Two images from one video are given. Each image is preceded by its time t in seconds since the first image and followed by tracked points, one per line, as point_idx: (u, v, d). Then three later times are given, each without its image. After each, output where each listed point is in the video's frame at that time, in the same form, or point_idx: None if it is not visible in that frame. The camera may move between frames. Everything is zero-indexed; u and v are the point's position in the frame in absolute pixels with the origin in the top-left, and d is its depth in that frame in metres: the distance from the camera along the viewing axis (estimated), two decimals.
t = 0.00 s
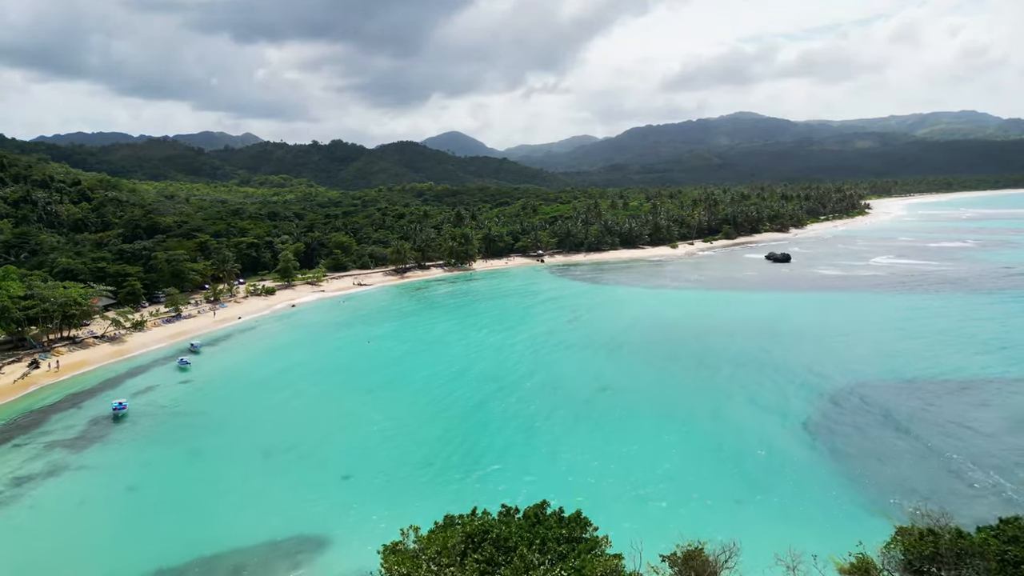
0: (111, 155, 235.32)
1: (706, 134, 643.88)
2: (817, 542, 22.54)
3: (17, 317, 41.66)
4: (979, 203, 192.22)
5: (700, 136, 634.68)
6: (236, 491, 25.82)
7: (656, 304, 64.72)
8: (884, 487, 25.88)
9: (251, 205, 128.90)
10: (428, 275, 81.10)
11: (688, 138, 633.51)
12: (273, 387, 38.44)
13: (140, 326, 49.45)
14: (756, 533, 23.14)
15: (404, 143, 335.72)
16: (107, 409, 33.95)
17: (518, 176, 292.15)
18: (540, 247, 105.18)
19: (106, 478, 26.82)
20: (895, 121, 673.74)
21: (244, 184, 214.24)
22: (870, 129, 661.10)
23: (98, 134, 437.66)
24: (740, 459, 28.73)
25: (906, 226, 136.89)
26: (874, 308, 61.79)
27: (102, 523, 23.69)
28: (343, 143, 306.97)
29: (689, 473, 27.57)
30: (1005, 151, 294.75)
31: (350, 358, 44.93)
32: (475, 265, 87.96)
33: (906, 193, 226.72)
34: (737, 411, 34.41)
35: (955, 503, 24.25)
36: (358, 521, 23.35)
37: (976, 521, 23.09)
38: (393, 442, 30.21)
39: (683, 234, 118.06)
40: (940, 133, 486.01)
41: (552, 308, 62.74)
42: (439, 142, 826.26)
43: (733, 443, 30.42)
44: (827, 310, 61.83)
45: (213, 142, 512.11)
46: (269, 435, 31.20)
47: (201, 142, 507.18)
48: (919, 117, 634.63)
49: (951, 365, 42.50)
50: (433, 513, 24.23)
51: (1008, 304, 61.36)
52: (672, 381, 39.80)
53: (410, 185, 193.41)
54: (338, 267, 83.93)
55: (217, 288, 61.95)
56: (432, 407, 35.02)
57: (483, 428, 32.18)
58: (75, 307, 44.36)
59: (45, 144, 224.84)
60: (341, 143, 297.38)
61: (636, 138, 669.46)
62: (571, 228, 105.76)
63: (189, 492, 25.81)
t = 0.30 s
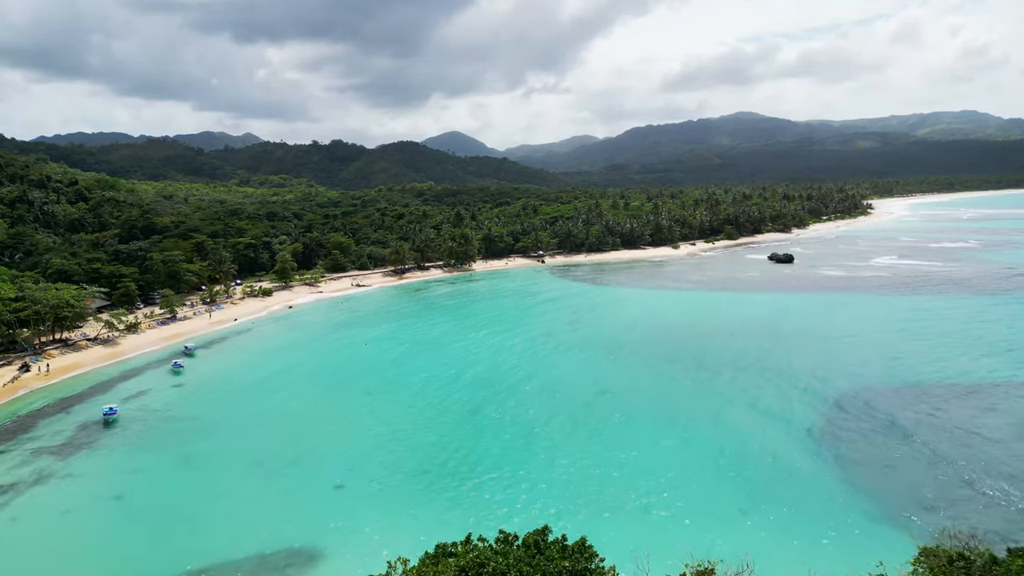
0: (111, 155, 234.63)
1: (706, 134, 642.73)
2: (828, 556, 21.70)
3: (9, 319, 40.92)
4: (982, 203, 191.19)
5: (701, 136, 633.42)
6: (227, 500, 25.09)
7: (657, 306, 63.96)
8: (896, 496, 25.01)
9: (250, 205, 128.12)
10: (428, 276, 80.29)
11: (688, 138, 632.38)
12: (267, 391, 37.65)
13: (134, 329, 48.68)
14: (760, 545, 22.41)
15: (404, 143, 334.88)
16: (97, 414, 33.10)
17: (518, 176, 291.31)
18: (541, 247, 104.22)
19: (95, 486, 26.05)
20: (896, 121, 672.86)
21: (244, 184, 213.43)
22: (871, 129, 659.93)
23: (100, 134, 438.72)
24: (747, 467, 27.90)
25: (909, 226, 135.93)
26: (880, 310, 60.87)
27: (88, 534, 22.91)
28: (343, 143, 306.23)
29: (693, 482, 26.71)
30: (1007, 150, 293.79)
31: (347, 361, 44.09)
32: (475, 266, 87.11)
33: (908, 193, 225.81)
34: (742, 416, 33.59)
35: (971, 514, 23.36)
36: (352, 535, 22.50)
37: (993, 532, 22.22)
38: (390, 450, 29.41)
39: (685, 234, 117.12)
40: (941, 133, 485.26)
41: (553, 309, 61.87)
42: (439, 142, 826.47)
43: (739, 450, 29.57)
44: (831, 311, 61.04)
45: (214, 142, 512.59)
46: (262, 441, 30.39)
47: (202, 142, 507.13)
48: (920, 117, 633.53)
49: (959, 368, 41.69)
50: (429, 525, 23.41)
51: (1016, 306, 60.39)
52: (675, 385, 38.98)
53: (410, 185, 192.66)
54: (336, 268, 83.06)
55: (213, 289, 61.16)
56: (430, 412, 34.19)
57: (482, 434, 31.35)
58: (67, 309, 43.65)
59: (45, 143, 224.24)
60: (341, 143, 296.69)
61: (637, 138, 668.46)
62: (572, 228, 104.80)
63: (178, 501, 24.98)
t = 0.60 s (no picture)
0: (111, 155, 234.00)
1: (707, 134, 641.76)
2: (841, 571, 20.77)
3: None
4: (984, 203, 190.23)
5: (701, 136, 632.31)
6: (217, 510, 24.24)
7: (660, 308, 63.00)
8: (907, 505, 24.18)
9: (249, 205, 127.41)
10: (427, 277, 79.39)
11: (689, 138, 631.42)
12: (262, 395, 36.79)
13: (128, 331, 47.92)
14: (772, 560, 21.42)
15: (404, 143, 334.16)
16: (86, 420, 32.29)
17: (519, 176, 290.57)
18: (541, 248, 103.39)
19: (81, 495, 25.21)
20: (897, 121, 671.83)
21: (243, 184, 212.71)
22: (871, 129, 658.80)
23: (100, 134, 438.19)
24: (755, 476, 26.98)
25: (912, 226, 135.07)
26: (885, 311, 60.01)
27: (72, 546, 22.06)
28: (343, 143, 305.63)
29: (699, 491, 25.79)
30: (1009, 150, 292.71)
31: (344, 364, 43.18)
32: (475, 267, 86.25)
33: (909, 193, 224.94)
34: (749, 423, 32.66)
35: (984, 525, 22.55)
36: (345, 548, 21.62)
37: (1007, 545, 21.40)
38: (386, 458, 28.50)
39: (687, 234, 116.33)
40: (941, 132, 484.15)
41: (555, 311, 60.93)
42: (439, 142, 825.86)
43: (747, 458, 28.65)
44: (836, 312, 60.14)
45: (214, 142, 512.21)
46: (254, 448, 29.54)
47: (202, 142, 506.63)
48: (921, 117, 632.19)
49: (968, 371, 40.75)
50: (425, 538, 22.53)
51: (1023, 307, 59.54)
52: (679, 390, 38.02)
53: (410, 185, 192.03)
54: (335, 269, 82.26)
55: (209, 290, 60.38)
56: (428, 418, 33.26)
57: (480, 441, 30.45)
58: (59, 311, 42.89)
59: (45, 143, 223.71)
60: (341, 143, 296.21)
61: (637, 138, 667.52)
62: (573, 228, 103.98)
63: (168, 512, 24.15)
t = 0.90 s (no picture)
0: (110, 155, 233.15)
1: (708, 133, 640.53)
2: None
3: None
4: (987, 203, 189.06)
5: (702, 135, 630.86)
6: (205, 520, 23.44)
7: (661, 309, 62.15)
8: (919, 516, 23.32)
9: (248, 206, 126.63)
10: (426, 278, 78.44)
11: (690, 138, 630.28)
12: (254, 399, 35.98)
13: (122, 333, 47.13)
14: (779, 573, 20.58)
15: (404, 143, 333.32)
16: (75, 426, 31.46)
17: (519, 176, 289.66)
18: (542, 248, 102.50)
19: (65, 505, 24.40)
20: (898, 121, 670.57)
21: (243, 184, 211.84)
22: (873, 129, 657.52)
23: (100, 134, 437.39)
24: (761, 485, 26.11)
25: (915, 226, 134.03)
26: (892, 312, 59.03)
27: (53, 558, 21.22)
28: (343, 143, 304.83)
29: (702, 500, 24.98)
30: (1011, 149, 291.40)
31: (339, 367, 42.34)
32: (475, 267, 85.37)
33: (911, 193, 223.86)
34: (753, 429, 31.82)
35: (999, 539, 21.60)
36: (333, 561, 20.84)
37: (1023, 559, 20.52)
38: (379, 467, 27.66)
39: (689, 235, 115.38)
40: (943, 132, 482.86)
41: (554, 312, 60.07)
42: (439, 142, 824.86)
43: (752, 466, 27.78)
44: (841, 314, 59.21)
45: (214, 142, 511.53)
46: (245, 455, 28.76)
47: (202, 142, 505.81)
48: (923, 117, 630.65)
49: (976, 374, 39.88)
50: (416, 551, 21.69)
51: None
52: (682, 395, 37.12)
53: (410, 185, 191.30)
54: (333, 270, 81.41)
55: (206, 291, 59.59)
56: (424, 424, 32.43)
57: (477, 448, 29.64)
58: (50, 313, 42.10)
59: (44, 143, 222.87)
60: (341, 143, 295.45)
61: (638, 138, 666.19)
62: (574, 228, 103.03)
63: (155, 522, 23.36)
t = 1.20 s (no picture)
0: (110, 155, 232.36)
1: (708, 133, 639.24)
2: None
3: None
4: (989, 203, 188.23)
5: (703, 135, 629.68)
6: (193, 531, 22.63)
7: (662, 311, 61.38)
8: (934, 528, 22.45)
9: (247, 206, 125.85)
10: (425, 279, 77.59)
11: (690, 138, 629.17)
12: (247, 404, 35.19)
13: (116, 335, 46.31)
14: None
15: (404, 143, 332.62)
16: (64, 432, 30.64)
17: (519, 176, 288.89)
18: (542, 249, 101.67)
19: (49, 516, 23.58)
20: (899, 121, 669.26)
21: (243, 185, 211.03)
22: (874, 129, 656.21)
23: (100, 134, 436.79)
24: (767, 494, 25.26)
25: (918, 226, 133.18)
26: (897, 314, 58.21)
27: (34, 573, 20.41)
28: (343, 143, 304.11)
29: (705, 511, 24.17)
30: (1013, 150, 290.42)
31: (334, 370, 41.58)
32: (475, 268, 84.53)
33: (913, 194, 222.99)
34: (757, 435, 31.01)
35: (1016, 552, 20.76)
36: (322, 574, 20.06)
37: None
38: (373, 475, 26.84)
39: (690, 235, 114.56)
40: (944, 132, 481.70)
41: (554, 314, 59.22)
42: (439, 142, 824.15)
43: (758, 475, 26.91)
44: (846, 315, 58.32)
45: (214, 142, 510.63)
46: (236, 462, 27.97)
47: (202, 142, 505.00)
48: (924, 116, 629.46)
49: (986, 378, 38.99)
50: (410, 564, 20.89)
51: None
52: (683, 400, 36.30)
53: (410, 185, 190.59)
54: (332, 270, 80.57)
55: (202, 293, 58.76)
56: (420, 429, 31.62)
57: (473, 455, 28.85)
58: (42, 315, 41.23)
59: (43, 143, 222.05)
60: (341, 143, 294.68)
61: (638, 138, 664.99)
62: (575, 229, 102.19)
63: (141, 533, 22.56)
